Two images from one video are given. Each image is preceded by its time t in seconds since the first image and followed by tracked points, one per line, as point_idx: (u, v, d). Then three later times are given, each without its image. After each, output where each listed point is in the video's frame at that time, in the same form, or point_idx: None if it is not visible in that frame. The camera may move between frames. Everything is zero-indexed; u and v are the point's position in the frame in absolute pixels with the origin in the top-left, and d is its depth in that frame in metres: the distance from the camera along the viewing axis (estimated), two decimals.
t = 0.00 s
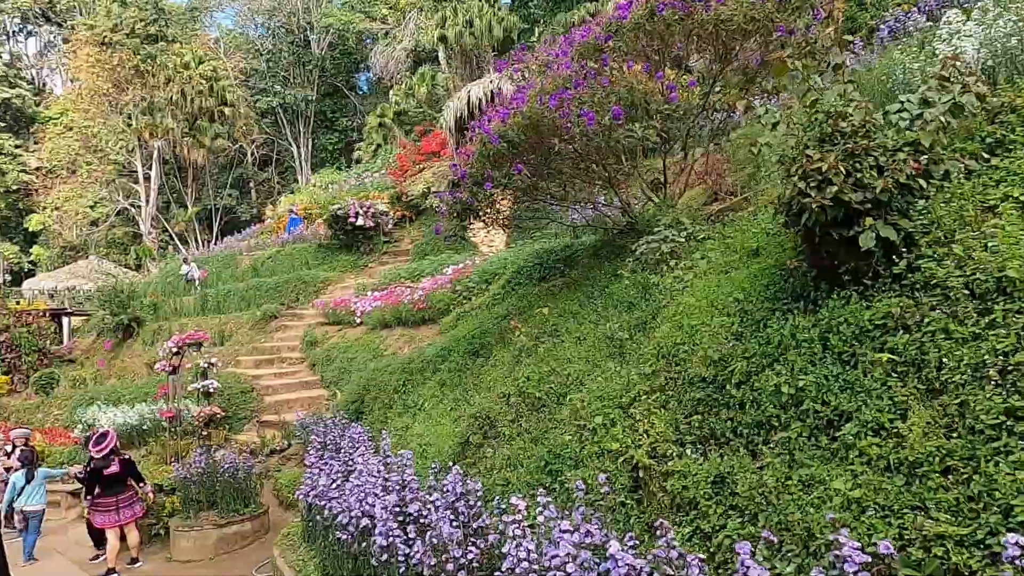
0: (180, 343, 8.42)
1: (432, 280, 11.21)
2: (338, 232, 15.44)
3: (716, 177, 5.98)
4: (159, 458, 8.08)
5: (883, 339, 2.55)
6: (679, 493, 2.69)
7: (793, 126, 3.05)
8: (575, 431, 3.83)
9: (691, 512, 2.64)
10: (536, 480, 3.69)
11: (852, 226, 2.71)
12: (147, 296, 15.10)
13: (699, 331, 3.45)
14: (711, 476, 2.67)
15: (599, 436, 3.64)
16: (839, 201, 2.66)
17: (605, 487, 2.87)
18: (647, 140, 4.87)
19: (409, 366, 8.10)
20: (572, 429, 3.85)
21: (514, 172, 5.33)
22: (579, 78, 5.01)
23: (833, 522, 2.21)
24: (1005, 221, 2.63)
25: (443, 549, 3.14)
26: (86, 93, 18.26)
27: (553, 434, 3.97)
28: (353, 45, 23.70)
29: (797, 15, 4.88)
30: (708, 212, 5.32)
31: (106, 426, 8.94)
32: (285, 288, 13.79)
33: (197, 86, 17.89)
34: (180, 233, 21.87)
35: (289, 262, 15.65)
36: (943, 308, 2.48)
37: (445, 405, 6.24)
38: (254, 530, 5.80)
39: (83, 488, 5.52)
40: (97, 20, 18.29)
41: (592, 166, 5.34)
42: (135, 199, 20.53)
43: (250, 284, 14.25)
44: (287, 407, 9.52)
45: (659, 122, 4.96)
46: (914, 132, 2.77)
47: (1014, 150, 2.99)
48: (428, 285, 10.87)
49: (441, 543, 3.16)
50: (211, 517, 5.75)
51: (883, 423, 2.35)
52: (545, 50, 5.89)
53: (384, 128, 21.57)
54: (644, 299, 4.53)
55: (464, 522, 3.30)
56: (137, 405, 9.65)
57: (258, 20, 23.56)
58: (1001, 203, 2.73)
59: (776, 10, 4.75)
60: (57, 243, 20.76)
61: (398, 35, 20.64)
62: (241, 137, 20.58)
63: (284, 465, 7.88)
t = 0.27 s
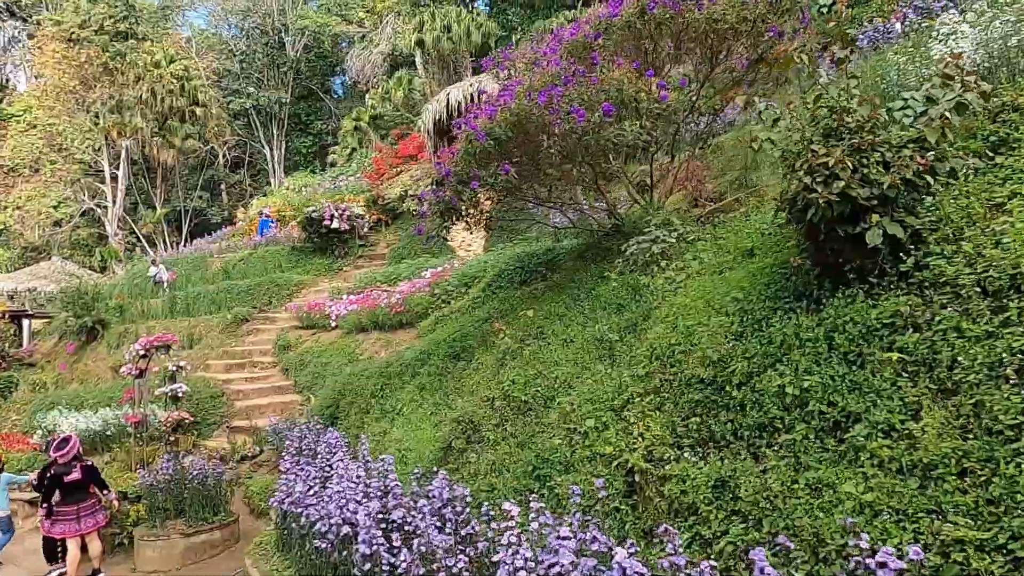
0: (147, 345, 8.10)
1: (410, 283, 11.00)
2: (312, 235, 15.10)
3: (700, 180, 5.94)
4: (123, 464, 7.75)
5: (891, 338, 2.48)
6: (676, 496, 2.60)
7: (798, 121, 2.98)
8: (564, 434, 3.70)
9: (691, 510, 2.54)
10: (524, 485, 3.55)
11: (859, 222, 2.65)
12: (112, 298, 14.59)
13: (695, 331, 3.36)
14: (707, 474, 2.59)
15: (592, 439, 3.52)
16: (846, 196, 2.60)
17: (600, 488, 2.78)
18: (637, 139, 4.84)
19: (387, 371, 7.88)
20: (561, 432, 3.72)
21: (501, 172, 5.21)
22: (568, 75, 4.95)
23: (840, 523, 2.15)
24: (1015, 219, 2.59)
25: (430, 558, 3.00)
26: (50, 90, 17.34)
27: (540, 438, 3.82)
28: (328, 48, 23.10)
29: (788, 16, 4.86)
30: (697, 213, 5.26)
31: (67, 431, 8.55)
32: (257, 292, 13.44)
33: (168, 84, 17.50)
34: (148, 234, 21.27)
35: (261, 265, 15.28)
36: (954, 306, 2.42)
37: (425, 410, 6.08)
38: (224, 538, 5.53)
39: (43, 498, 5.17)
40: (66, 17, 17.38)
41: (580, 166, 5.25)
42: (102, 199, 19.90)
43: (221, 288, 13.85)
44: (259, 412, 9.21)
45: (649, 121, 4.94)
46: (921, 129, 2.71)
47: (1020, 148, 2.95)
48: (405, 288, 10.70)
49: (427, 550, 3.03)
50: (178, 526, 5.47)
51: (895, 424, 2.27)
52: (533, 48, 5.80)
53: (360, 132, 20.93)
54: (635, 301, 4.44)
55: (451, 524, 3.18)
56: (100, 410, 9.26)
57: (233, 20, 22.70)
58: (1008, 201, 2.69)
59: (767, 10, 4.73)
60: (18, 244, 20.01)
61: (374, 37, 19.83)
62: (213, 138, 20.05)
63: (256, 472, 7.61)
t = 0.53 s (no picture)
0: (108, 361, 7.72)
1: (384, 299, 10.75)
2: (282, 250, 14.70)
3: (680, 196, 6.01)
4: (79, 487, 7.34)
5: (899, 352, 2.42)
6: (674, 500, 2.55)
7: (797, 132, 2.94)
8: (552, 453, 3.54)
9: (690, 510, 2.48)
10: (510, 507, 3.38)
11: (862, 234, 2.60)
12: (71, 314, 13.99)
13: (689, 346, 3.26)
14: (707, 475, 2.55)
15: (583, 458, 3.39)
16: (850, 208, 2.55)
17: (594, 487, 2.75)
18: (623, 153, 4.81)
19: (360, 389, 7.60)
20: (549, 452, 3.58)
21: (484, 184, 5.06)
22: (555, 87, 4.89)
23: (844, 527, 2.15)
24: (1021, 232, 2.55)
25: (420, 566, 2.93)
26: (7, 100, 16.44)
27: (526, 458, 3.66)
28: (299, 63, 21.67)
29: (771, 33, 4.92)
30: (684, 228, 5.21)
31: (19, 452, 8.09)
32: (223, 309, 13.00)
33: (133, 96, 17.17)
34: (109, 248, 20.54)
35: (228, 281, 14.85)
36: (964, 321, 2.37)
37: (401, 428, 5.88)
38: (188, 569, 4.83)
39: None
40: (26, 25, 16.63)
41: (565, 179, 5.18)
42: (61, 212, 19.16)
43: (186, 303, 13.38)
44: (225, 433, 8.81)
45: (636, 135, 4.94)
46: (922, 142, 2.68)
47: (1019, 162, 2.93)
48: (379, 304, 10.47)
49: (416, 558, 2.97)
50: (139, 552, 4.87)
51: (907, 441, 2.18)
52: (516, 60, 5.75)
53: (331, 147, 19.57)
54: (624, 316, 4.34)
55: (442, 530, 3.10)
56: (55, 430, 8.79)
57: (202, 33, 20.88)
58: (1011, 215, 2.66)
59: (752, 29, 4.79)
60: None
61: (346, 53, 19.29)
62: (179, 151, 19.45)
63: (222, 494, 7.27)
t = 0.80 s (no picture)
0: (54, 379, 7.27)
1: (349, 314, 10.49)
2: (242, 263, 14.25)
3: (649, 214, 5.97)
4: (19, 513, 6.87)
5: (894, 371, 2.37)
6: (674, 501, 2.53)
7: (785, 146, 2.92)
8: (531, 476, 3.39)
9: (690, 511, 2.45)
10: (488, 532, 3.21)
11: (854, 249, 2.56)
12: (15, 329, 13.27)
13: (674, 363, 3.17)
14: (706, 475, 2.54)
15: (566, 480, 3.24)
16: (842, 223, 2.50)
17: (595, 486, 2.77)
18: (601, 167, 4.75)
19: (325, 407, 7.32)
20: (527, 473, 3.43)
21: (459, 196, 4.94)
22: (533, 99, 4.83)
23: (844, 527, 2.11)
24: (1012, 249, 2.53)
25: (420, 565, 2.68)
26: None
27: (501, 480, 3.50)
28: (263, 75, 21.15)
29: (746, 50, 4.96)
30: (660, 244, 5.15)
31: None
32: (180, 323, 12.49)
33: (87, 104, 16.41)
34: (58, 261, 19.67)
35: (185, 295, 14.30)
36: (960, 339, 2.33)
37: (369, 447, 5.65)
38: None
39: None
40: None
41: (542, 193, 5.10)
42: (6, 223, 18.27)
43: (141, 318, 12.83)
44: (180, 453, 8.40)
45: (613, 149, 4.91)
46: (910, 157, 2.66)
47: (1004, 179, 2.92)
48: (344, 319, 10.21)
49: (416, 557, 2.69)
50: None
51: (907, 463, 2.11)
52: (492, 72, 5.68)
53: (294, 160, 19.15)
54: (603, 331, 4.25)
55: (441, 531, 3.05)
56: None
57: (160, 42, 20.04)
58: (1000, 232, 2.64)
59: (729, 46, 4.84)
60: None
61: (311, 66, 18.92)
62: (135, 162, 18.78)
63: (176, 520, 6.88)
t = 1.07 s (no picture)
0: None
1: (303, 336, 10.12)
2: (190, 283, 13.63)
3: (609, 238, 5.86)
4: None
5: (877, 393, 2.31)
6: (673, 500, 2.49)
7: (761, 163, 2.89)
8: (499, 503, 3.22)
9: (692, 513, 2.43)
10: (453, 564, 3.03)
11: (834, 269, 2.52)
12: None
13: (648, 386, 3.05)
14: (706, 474, 2.47)
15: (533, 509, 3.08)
16: (822, 241, 2.46)
17: (594, 486, 2.69)
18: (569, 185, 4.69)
19: (276, 432, 6.96)
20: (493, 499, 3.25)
21: (422, 213, 4.79)
22: (501, 116, 4.79)
23: (843, 528, 2.09)
24: (991, 270, 2.50)
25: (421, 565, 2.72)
26: None
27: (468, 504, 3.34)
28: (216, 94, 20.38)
29: (712, 75, 5.02)
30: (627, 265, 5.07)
31: None
32: (121, 345, 11.82)
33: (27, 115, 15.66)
34: None
35: (128, 315, 13.60)
36: (943, 360, 2.28)
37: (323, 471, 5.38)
38: None
39: None
40: None
41: (508, 212, 5.02)
42: None
43: (78, 340, 12.10)
44: (117, 481, 7.84)
45: (581, 168, 4.89)
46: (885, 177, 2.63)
47: (976, 202, 2.86)
48: (297, 341, 9.85)
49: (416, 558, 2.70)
50: None
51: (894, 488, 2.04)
52: (458, 89, 5.59)
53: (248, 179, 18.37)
54: (572, 354, 4.12)
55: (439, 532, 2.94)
56: None
57: (109, 55, 19.31)
58: (977, 253, 2.60)
59: (696, 69, 4.89)
60: None
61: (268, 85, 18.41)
62: (77, 177, 17.92)
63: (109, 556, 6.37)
